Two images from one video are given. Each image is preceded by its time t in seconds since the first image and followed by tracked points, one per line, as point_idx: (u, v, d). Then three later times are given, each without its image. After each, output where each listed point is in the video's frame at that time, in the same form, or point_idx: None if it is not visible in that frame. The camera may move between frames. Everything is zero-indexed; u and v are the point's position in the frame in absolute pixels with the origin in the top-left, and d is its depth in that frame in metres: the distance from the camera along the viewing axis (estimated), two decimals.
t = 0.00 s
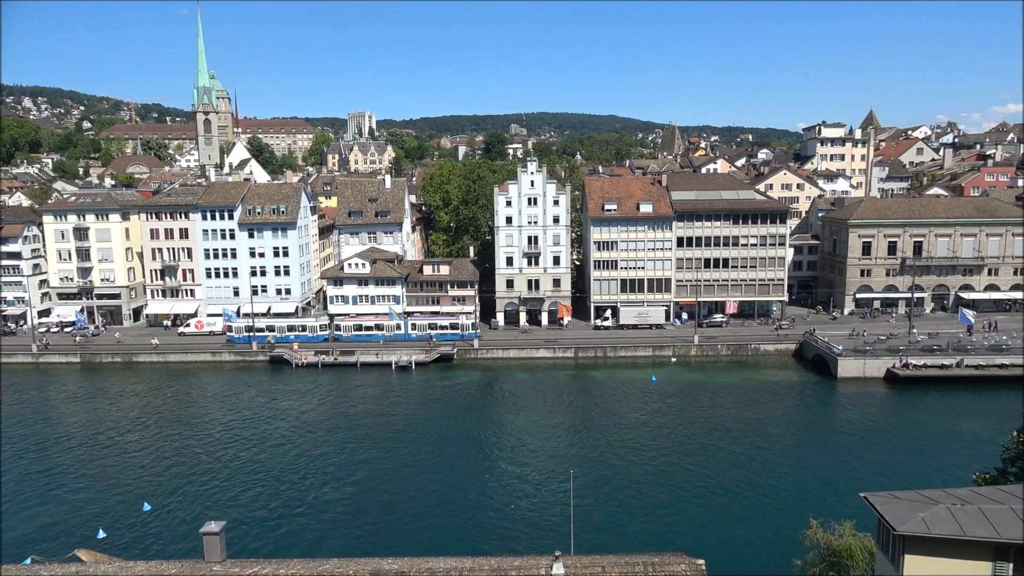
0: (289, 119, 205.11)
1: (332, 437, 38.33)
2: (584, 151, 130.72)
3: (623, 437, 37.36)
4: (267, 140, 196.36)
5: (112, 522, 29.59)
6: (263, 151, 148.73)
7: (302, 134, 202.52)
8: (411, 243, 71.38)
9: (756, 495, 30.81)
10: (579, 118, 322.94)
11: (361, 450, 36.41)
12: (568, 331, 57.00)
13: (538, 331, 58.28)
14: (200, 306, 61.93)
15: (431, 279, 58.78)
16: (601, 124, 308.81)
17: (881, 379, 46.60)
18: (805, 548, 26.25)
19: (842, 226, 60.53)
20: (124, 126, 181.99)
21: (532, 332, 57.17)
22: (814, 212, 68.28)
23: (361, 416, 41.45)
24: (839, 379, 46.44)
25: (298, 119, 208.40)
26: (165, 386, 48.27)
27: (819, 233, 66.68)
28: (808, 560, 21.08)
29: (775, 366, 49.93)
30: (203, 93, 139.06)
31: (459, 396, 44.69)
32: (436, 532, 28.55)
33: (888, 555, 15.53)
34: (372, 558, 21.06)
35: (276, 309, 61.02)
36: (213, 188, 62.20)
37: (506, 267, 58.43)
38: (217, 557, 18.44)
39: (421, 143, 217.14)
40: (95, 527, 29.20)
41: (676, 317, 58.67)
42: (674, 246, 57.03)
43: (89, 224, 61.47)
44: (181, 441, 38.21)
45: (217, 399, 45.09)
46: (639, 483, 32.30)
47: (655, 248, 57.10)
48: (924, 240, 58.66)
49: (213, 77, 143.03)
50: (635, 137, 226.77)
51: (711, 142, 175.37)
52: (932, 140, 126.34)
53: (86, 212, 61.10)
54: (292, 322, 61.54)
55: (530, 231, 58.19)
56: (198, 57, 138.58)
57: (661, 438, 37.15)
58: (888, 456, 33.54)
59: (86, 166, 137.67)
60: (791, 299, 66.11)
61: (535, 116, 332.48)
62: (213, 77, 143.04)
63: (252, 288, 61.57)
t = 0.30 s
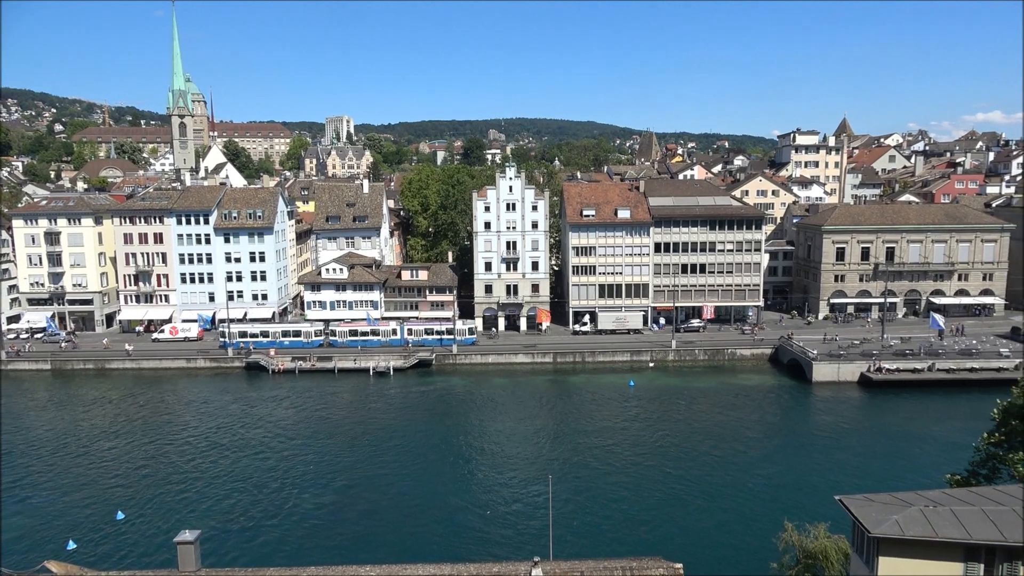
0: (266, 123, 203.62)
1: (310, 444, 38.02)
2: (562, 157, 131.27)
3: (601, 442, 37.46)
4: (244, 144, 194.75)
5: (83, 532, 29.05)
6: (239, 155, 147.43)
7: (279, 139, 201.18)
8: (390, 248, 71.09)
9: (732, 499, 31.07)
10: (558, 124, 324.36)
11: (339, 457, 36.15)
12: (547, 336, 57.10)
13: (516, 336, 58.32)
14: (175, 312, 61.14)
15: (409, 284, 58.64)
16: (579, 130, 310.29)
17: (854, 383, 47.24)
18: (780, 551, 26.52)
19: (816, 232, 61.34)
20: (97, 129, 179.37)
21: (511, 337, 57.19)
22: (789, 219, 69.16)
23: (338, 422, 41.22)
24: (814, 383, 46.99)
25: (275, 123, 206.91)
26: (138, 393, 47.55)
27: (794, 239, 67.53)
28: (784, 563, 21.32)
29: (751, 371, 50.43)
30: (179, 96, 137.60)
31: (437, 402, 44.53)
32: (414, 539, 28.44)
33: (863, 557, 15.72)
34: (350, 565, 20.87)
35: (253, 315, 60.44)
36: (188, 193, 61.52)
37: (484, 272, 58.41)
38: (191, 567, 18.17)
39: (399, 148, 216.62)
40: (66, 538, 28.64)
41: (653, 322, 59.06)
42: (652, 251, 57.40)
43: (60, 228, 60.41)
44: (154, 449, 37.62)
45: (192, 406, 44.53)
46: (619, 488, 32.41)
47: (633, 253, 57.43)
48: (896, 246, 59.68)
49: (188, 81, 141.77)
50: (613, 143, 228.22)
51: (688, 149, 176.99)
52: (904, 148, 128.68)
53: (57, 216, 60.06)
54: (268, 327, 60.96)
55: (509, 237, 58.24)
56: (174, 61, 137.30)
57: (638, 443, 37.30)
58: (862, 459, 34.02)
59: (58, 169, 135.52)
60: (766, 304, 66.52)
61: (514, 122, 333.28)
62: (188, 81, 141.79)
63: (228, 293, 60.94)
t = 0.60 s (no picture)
0: (240, 128, 201.77)
1: (285, 453, 37.57)
2: (538, 163, 131.69)
3: (576, 447, 37.48)
4: (218, 149, 192.71)
5: (50, 545, 28.38)
6: (212, 160, 145.91)
7: (253, 144, 199.48)
8: (366, 254, 70.67)
9: (708, 503, 31.24)
10: (534, 131, 325.42)
11: (313, 465, 35.75)
12: (524, 342, 57.07)
13: (493, 342, 58.24)
14: (146, 319, 60.18)
15: (385, 290, 58.33)
16: (556, 137, 311.63)
17: (827, 387, 47.82)
18: (755, 555, 26.70)
19: (789, 238, 62.11)
20: (66, 133, 176.40)
21: (488, 343, 57.11)
22: (762, 225, 69.99)
23: (312, 430, 40.81)
24: (787, 388, 47.49)
25: (249, 128, 205.09)
26: (108, 402, 46.68)
27: (767, 244, 68.35)
28: (758, 567, 21.44)
29: (726, 376, 50.84)
30: (151, 101, 135.89)
31: (414, 409, 44.28)
32: (388, 547, 28.21)
33: (837, 559, 15.82)
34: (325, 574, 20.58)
35: (226, 322, 59.71)
36: (160, 198, 60.69)
37: (461, 278, 58.31)
38: None
39: (375, 154, 215.77)
40: (32, 551, 27.95)
41: (629, 327, 59.34)
42: (628, 257, 57.72)
43: (27, 234, 58.98)
44: (123, 459, 36.92)
45: (164, 415, 43.81)
46: (595, 493, 32.44)
47: (609, 259, 57.70)
48: (867, 252, 60.66)
49: (160, 85, 140.17)
50: (589, 150, 229.42)
51: (663, 155, 178.68)
52: (874, 155, 131.01)
53: (24, 222, 58.72)
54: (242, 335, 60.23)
55: (485, 243, 58.21)
56: (146, 65, 135.65)
57: (614, 448, 37.38)
58: (835, 463, 34.44)
59: (25, 174, 132.98)
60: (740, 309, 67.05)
61: (490, 128, 333.70)
62: (161, 85, 140.18)
63: (200, 300, 60.15)
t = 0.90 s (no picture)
0: (208, 132, 199.18)
1: (254, 462, 37.04)
2: (510, 169, 132.00)
3: (548, 453, 37.51)
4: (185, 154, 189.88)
5: (11, 560, 27.60)
6: (179, 165, 143.79)
7: (221, 149, 197.03)
8: (336, 261, 70.09)
9: (679, 506, 31.48)
10: (506, 137, 326.21)
11: (284, 475, 35.33)
12: (496, 348, 57.02)
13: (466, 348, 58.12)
14: (111, 327, 58.96)
15: (356, 297, 57.90)
16: (527, 142, 312.66)
17: (795, 390, 48.51)
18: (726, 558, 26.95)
19: (757, 244, 62.94)
20: (27, 137, 172.54)
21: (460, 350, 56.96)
22: (731, 230, 70.88)
23: (282, 439, 40.31)
24: (757, 392, 48.07)
25: (218, 133, 202.55)
26: (72, 413, 45.61)
27: (736, 250, 69.19)
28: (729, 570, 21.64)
29: (697, 380, 51.29)
30: (116, 105, 133.53)
31: (386, 416, 43.99)
32: (359, 555, 27.95)
33: (806, 560, 16.02)
34: None
35: (194, 329, 58.83)
36: (126, 204, 59.61)
37: (433, 284, 58.11)
38: None
39: (346, 159, 214.37)
40: None
41: (601, 333, 59.63)
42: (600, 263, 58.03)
43: None
44: (86, 471, 36.06)
45: (129, 425, 42.93)
46: (567, 498, 32.53)
47: (581, 265, 57.95)
48: (833, 257, 61.72)
49: (126, 89, 137.94)
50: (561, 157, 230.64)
51: (634, 162, 180.34)
52: (840, 162, 133.62)
53: None
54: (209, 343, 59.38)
55: (458, 249, 58.10)
56: (111, 68, 133.34)
57: (587, 453, 37.49)
58: (803, 465, 34.95)
59: None
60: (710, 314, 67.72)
61: (462, 134, 333.74)
62: (126, 89, 137.96)
63: (167, 308, 59.19)
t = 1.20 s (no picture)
0: (176, 138, 196.45)
1: (224, 472, 36.49)
2: (483, 176, 132.26)
3: (522, 459, 37.52)
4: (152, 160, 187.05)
5: None
6: (146, 171, 141.65)
7: (190, 155, 194.46)
8: (307, 267, 69.49)
9: (652, 511, 31.70)
10: (479, 144, 326.68)
11: (255, 485, 34.88)
12: (469, 355, 56.93)
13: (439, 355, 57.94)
14: (75, 336, 57.67)
15: (328, 304, 57.42)
16: (501, 149, 313.30)
17: (766, 394, 49.13)
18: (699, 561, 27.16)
19: (727, 250, 63.69)
20: None
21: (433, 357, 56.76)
22: (702, 237, 71.67)
23: (254, 448, 39.78)
24: (728, 396, 48.60)
25: (186, 139, 199.85)
26: (35, 424, 44.52)
27: (707, 256, 69.97)
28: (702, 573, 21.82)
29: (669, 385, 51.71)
30: (81, 110, 131.18)
31: (359, 424, 43.67)
32: (332, 565, 27.68)
33: (777, 563, 16.20)
34: None
35: (162, 338, 57.82)
36: (91, 211, 58.49)
37: (406, 291, 57.87)
38: None
39: (318, 166, 212.90)
40: None
41: (574, 339, 59.87)
42: (573, 269, 58.29)
43: None
44: (50, 484, 35.19)
45: (95, 437, 42.03)
46: (541, 504, 32.58)
47: (554, 271, 58.15)
48: (802, 263, 62.71)
49: (91, 94, 135.71)
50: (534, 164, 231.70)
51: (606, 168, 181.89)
52: (807, 170, 136.14)
53: None
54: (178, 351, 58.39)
55: (431, 255, 57.94)
56: (76, 73, 131.12)
57: (561, 459, 37.55)
58: (773, 468, 35.41)
59: None
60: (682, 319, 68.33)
61: (434, 140, 333.57)
62: (91, 94, 135.74)
63: (134, 316, 58.11)
